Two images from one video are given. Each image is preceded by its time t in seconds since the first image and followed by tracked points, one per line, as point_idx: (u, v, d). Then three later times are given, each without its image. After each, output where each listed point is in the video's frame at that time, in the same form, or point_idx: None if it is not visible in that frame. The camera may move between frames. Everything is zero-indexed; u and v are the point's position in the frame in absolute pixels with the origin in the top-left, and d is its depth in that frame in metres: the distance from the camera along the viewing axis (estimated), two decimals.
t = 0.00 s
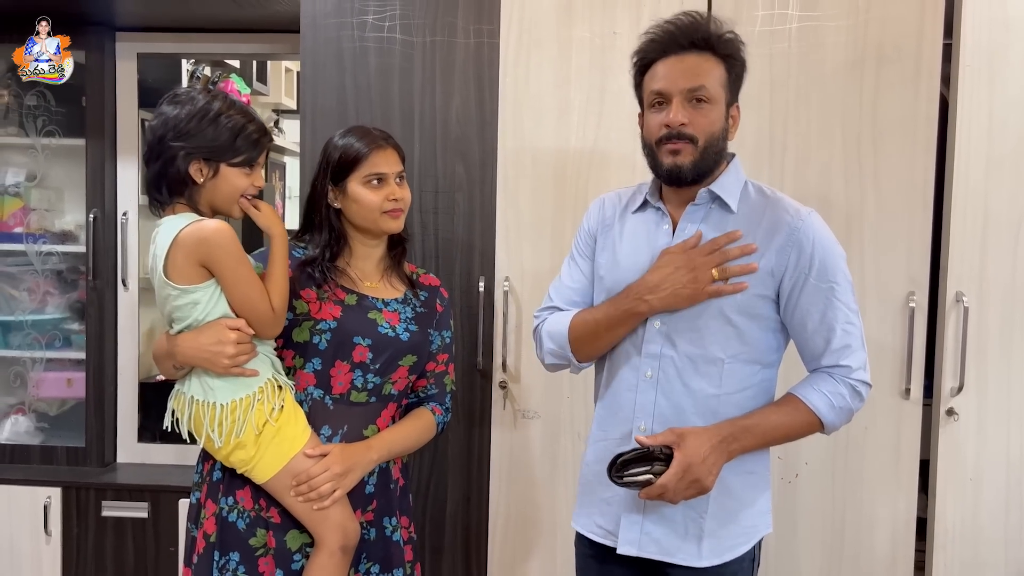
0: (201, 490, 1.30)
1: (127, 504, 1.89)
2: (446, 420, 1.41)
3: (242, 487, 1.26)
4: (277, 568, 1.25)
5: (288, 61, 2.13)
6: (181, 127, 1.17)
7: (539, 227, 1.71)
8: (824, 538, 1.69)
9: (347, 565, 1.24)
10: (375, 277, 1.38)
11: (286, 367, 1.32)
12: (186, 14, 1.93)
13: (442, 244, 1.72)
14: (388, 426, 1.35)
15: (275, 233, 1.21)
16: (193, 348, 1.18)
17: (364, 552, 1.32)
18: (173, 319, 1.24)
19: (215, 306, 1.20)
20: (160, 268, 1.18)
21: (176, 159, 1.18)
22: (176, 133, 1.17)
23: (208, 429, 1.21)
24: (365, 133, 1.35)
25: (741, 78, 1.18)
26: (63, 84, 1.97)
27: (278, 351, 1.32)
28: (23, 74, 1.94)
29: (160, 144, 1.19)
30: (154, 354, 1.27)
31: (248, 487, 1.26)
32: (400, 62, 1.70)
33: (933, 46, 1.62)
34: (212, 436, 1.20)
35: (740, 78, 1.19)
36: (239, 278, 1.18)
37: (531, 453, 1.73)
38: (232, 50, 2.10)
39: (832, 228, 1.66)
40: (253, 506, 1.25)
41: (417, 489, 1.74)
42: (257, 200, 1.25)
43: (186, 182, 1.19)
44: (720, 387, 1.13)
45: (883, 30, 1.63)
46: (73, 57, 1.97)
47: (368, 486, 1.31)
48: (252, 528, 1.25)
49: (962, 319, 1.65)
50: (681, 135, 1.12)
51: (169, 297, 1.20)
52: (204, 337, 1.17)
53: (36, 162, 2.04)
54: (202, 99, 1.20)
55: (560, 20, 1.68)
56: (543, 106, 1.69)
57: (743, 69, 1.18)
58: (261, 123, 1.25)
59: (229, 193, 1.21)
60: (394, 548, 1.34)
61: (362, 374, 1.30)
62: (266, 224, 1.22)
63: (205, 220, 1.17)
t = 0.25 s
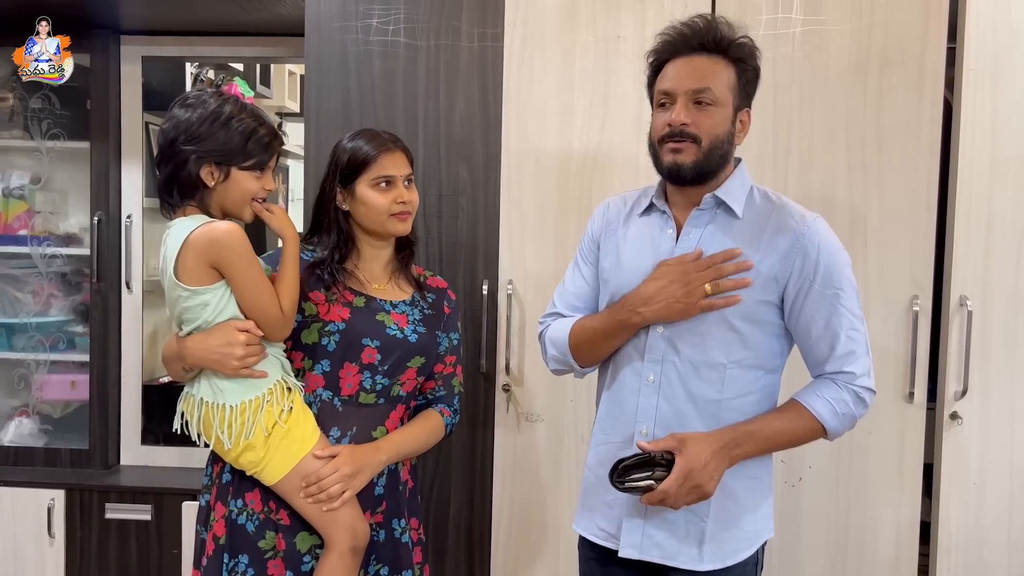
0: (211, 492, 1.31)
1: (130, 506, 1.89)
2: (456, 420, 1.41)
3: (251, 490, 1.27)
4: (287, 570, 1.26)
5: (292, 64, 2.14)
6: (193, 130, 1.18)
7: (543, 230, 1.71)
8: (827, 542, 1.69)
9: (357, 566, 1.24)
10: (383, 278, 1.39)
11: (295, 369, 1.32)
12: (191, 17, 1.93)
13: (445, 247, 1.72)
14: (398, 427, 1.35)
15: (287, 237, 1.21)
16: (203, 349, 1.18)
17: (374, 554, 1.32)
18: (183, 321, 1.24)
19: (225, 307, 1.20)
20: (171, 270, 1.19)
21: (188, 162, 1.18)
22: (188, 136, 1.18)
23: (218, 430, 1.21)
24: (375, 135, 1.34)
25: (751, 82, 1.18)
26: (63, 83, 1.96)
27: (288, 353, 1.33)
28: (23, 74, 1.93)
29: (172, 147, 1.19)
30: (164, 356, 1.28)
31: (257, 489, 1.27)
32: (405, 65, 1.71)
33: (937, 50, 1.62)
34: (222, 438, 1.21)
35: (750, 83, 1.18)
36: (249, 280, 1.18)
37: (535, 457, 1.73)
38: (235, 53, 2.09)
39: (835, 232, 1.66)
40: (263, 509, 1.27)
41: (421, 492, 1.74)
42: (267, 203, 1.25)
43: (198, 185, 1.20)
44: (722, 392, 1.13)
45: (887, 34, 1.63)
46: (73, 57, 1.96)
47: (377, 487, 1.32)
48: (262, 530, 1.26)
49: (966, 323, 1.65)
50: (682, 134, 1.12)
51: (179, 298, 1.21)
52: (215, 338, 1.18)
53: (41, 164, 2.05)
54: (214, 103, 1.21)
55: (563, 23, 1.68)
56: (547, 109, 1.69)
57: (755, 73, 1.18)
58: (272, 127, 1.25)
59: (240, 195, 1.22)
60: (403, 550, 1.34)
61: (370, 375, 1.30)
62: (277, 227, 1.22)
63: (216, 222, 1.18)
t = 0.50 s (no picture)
0: (213, 495, 1.31)
1: (131, 508, 1.89)
2: (457, 422, 1.41)
3: (254, 492, 1.28)
4: (289, 572, 1.27)
5: (296, 67, 2.13)
6: (198, 133, 1.18)
7: (544, 233, 1.71)
8: (829, 546, 1.69)
9: (359, 568, 1.24)
10: (384, 279, 1.39)
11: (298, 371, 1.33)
12: (193, 20, 1.94)
13: (447, 249, 1.72)
14: (400, 429, 1.35)
15: (292, 241, 1.22)
16: (205, 351, 1.18)
17: (376, 556, 1.33)
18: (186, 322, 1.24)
19: (227, 308, 1.21)
20: (175, 271, 1.19)
21: (193, 164, 1.18)
22: (193, 139, 1.18)
23: (221, 432, 1.21)
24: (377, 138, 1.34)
25: (745, 85, 1.17)
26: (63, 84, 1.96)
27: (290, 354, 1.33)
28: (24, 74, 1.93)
29: (177, 149, 1.19)
30: (165, 359, 1.27)
31: (260, 491, 1.28)
32: (406, 68, 1.71)
33: (938, 53, 1.62)
34: (225, 440, 1.21)
35: (741, 85, 1.17)
36: (252, 282, 1.18)
37: (536, 460, 1.73)
38: (238, 56, 2.11)
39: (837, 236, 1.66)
40: (265, 511, 1.27)
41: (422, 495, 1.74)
42: (271, 207, 1.25)
43: (203, 187, 1.20)
44: (722, 396, 1.13)
45: (889, 37, 1.63)
46: (73, 57, 1.96)
47: (380, 489, 1.33)
48: (264, 533, 1.27)
49: (967, 327, 1.64)
50: (667, 151, 1.14)
51: (182, 300, 1.21)
52: (217, 340, 1.18)
53: (43, 167, 2.06)
54: (220, 106, 1.21)
55: (565, 26, 1.68)
56: (548, 112, 1.70)
57: (749, 75, 1.17)
58: (278, 131, 1.25)
59: (245, 198, 1.22)
60: (405, 552, 1.34)
61: (372, 377, 1.31)
62: (282, 231, 1.22)
63: (221, 224, 1.18)
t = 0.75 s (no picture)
0: (212, 497, 1.32)
1: (131, 511, 1.89)
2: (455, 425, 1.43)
3: (253, 495, 1.27)
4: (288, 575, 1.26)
5: (297, 69, 2.13)
6: (196, 136, 1.18)
7: (545, 236, 1.71)
8: (830, 551, 1.68)
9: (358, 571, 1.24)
10: (383, 283, 1.39)
11: (296, 375, 1.33)
12: (195, 22, 1.94)
13: (448, 253, 1.72)
14: (399, 432, 1.36)
15: (292, 245, 1.22)
16: (205, 354, 1.18)
17: (375, 560, 1.32)
18: (185, 326, 1.24)
19: (226, 312, 1.21)
20: (173, 274, 1.19)
21: (191, 167, 1.18)
22: (191, 142, 1.18)
23: (220, 436, 1.21)
24: (376, 142, 1.35)
25: (743, 91, 1.14)
26: (63, 83, 1.96)
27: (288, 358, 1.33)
28: (23, 74, 1.94)
29: (174, 152, 1.19)
30: (164, 362, 1.27)
31: (259, 495, 1.27)
32: (408, 71, 1.71)
33: (941, 57, 1.62)
34: (224, 443, 1.20)
35: (738, 88, 1.14)
36: (251, 285, 1.18)
37: (537, 463, 1.73)
38: (240, 58, 2.11)
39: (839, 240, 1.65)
40: (264, 515, 1.27)
41: (421, 499, 1.74)
42: (270, 210, 1.25)
43: (201, 190, 1.20)
44: (720, 399, 1.14)
45: (891, 40, 1.63)
46: (74, 57, 1.96)
47: (378, 493, 1.33)
48: (262, 536, 1.26)
49: (970, 331, 1.64)
50: (658, 164, 1.16)
51: (181, 303, 1.21)
52: (217, 343, 1.18)
53: (45, 169, 2.06)
54: (217, 109, 1.21)
55: (566, 30, 1.68)
56: (550, 115, 1.69)
57: (747, 82, 1.14)
58: (276, 134, 1.25)
59: (243, 202, 1.22)
60: (403, 555, 1.35)
61: (372, 381, 1.30)
62: (282, 235, 1.22)
63: (219, 227, 1.18)
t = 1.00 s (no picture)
0: (214, 501, 1.32)
1: (135, 513, 1.89)
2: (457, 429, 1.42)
3: (255, 499, 1.27)
4: None
5: (301, 72, 2.13)
6: (196, 141, 1.18)
7: (550, 239, 1.71)
8: (835, 556, 1.67)
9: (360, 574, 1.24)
10: (386, 286, 1.39)
11: (298, 378, 1.33)
12: (200, 26, 1.94)
13: (452, 256, 1.72)
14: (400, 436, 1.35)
15: (294, 248, 1.22)
16: (206, 359, 1.18)
17: (376, 563, 1.33)
18: (186, 331, 1.24)
19: (228, 316, 1.21)
20: (174, 279, 1.19)
21: (191, 172, 1.19)
22: (191, 147, 1.18)
23: (223, 440, 1.21)
24: (379, 146, 1.35)
25: (743, 86, 1.17)
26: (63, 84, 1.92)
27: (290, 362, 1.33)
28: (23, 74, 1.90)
29: (175, 157, 1.19)
30: (167, 367, 1.27)
31: (261, 498, 1.27)
32: (412, 74, 1.71)
33: (947, 61, 1.61)
34: (227, 447, 1.21)
35: (741, 82, 1.16)
36: (253, 289, 1.18)
37: (541, 467, 1.72)
38: (245, 62, 2.12)
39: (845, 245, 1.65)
40: (266, 518, 1.27)
41: (425, 502, 1.74)
42: (271, 215, 1.25)
43: (201, 195, 1.20)
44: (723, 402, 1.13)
45: (896, 44, 1.62)
46: (73, 57, 1.92)
47: (381, 496, 1.33)
48: (265, 539, 1.26)
49: (976, 336, 1.63)
50: (655, 150, 1.20)
51: (182, 308, 1.21)
52: (218, 348, 1.18)
53: (50, 172, 2.06)
54: (217, 114, 1.21)
55: (572, 34, 1.68)
56: (554, 118, 1.69)
57: (748, 77, 1.17)
58: (276, 138, 1.25)
59: (244, 206, 1.22)
60: (405, 558, 1.35)
61: (374, 384, 1.30)
62: (284, 239, 1.22)
63: (220, 231, 1.18)
